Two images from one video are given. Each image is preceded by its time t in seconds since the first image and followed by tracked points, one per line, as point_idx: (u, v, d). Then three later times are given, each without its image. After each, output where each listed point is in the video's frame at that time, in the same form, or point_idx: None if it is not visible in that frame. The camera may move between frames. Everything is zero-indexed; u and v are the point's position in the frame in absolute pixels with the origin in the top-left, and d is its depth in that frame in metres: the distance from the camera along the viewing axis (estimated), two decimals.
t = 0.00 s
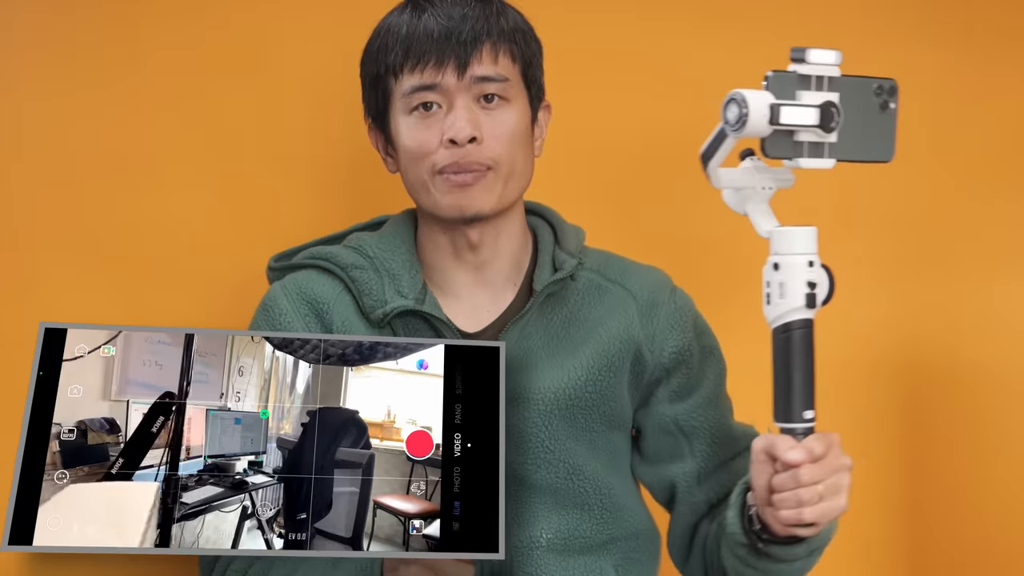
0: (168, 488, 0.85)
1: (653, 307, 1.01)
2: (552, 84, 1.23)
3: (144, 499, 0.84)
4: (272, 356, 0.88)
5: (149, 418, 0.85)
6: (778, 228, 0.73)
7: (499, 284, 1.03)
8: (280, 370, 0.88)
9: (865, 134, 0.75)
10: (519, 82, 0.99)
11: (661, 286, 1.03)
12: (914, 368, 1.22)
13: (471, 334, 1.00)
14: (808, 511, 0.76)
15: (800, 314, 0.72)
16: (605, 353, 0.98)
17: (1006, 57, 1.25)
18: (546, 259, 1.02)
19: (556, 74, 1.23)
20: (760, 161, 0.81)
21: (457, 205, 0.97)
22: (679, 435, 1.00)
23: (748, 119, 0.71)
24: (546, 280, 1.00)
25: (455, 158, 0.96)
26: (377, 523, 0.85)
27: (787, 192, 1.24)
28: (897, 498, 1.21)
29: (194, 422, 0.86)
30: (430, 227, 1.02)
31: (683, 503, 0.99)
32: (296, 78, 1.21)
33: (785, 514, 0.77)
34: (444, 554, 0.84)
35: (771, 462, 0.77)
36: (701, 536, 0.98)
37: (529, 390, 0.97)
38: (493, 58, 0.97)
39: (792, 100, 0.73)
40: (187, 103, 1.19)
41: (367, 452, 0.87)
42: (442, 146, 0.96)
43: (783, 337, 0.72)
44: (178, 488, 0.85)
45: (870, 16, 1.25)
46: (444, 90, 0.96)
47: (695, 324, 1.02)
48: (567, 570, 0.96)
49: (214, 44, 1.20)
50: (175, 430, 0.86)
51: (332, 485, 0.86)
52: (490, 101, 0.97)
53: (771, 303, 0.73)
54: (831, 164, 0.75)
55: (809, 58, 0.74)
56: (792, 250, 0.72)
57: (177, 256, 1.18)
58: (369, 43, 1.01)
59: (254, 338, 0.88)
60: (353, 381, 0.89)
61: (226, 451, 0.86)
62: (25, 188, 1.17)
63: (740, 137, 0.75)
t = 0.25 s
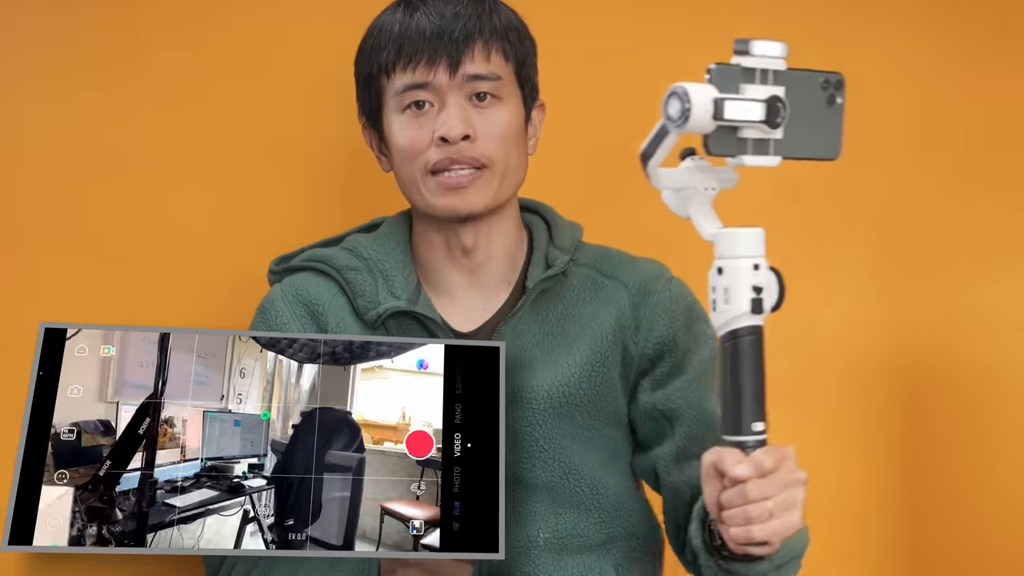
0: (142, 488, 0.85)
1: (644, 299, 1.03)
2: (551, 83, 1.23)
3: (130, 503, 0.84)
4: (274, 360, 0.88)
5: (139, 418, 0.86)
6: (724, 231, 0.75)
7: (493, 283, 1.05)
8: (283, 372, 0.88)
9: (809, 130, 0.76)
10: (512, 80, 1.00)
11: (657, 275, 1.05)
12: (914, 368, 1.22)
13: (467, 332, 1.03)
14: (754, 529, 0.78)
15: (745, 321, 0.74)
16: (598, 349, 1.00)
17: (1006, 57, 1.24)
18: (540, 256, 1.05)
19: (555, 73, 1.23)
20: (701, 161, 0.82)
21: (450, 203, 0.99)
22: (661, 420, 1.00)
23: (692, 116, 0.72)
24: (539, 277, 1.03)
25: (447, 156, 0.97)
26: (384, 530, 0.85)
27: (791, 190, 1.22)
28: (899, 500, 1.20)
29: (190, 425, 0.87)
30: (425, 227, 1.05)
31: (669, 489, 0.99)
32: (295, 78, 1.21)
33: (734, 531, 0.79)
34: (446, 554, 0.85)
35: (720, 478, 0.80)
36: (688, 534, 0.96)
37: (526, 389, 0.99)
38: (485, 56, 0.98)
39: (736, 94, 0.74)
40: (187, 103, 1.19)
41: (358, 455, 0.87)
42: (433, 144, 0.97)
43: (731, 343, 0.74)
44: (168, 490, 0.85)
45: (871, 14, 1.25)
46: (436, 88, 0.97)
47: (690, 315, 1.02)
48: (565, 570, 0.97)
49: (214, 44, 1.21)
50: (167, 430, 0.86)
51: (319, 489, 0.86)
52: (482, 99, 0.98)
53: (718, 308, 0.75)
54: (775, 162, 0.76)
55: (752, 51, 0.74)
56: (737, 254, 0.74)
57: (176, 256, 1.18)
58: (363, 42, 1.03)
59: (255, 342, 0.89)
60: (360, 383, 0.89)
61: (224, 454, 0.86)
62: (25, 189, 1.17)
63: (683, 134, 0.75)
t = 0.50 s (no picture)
0: (131, 487, 0.85)
1: (637, 296, 1.02)
2: (551, 84, 1.22)
3: (125, 499, 0.85)
4: (281, 358, 0.89)
5: (137, 415, 0.86)
6: (687, 234, 0.72)
7: (491, 282, 1.06)
8: (293, 371, 0.89)
9: (776, 131, 0.75)
10: (515, 80, 1.00)
11: (653, 270, 1.04)
12: (915, 369, 1.21)
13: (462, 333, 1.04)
14: (708, 544, 0.75)
15: (707, 327, 0.71)
16: (592, 348, 1.00)
17: (1008, 56, 1.24)
18: (535, 255, 1.05)
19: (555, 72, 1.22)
20: (662, 160, 0.80)
21: (453, 201, 0.99)
22: (647, 413, 0.98)
23: (659, 115, 0.70)
24: (533, 276, 1.03)
25: (454, 155, 0.98)
26: (395, 531, 0.86)
27: (789, 190, 1.23)
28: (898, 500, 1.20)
29: (193, 422, 0.87)
30: (424, 226, 1.05)
31: (654, 483, 0.96)
32: (293, 78, 1.21)
33: (688, 546, 0.76)
34: (445, 554, 0.85)
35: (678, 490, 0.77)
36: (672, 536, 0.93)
37: (520, 389, 1.00)
38: (491, 56, 0.98)
39: (704, 92, 0.73)
40: (186, 103, 1.19)
41: (356, 454, 0.88)
42: (440, 143, 0.97)
43: (692, 351, 0.72)
44: (169, 486, 0.85)
45: (871, 14, 1.25)
46: (442, 87, 0.97)
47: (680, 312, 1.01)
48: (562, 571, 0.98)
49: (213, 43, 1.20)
50: (167, 427, 0.86)
51: (314, 488, 0.86)
52: (487, 98, 0.98)
53: (677, 314, 0.73)
54: (742, 163, 0.75)
55: (721, 48, 0.73)
56: (700, 258, 0.72)
57: (176, 256, 1.18)
58: (365, 37, 1.02)
59: (258, 340, 0.89)
60: (371, 381, 0.89)
61: (228, 452, 0.86)
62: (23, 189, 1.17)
63: (648, 133, 0.74)
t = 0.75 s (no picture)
0: (140, 487, 0.86)
1: (634, 297, 1.02)
2: (551, 87, 1.24)
3: (134, 498, 0.85)
4: (292, 359, 0.90)
5: (147, 416, 0.87)
6: (682, 242, 0.71)
7: (490, 283, 1.06)
8: (303, 372, 0.90)
9: (771, 138, 0.73)
10: (521, 82, 1.02)
11: (650, 270, 1.04)
12: (909, 371, 1.23)
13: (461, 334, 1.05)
14: (705, 554, 0.74)
15: (702, 336, 0.70)
16: (589, 349, 1.01)
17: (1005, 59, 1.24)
18: (533, 256, 1.05)
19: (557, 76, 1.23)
20: (656, 166, 0.78)
21: (459, 201, 0.99)
22: (643, 412, 0.98)
23: (657, 121, 0.68)
24: (531, 277, 1.03)
25: (459, 153, 0.98)
26: (414, 539, 0.86)
27: (785, 194, 1.25)
28: (894, 498, 1.22)
29: (203, 423, 0.88)
30: (424, 227, 1.06)
31: (649, 482, 0.96)
32: (293, 81, 1.21)
33: (683, 557, 0.75)
34: (445, 553, 0.86)
35: (672, 501, 0.76)
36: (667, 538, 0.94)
37: (518, 391, 1.01)
38: (499, 57, 0.99)
39: (701, 98, 0.71)
40: (188, 104, 1.19)
41: (366, 455, 0.89)
42: (447, 142, 0.98)
43: (687, 360, 0.71)
44: (181, 486, 0.86)
45: (866, 20, 1.26)
46: (451, 87, 0.97)
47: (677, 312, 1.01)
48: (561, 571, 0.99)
49: (216, 45, 1.20)
50: (178, 427, 0.87)
51: (327, 489, 0.87)
52: (493, 99, 0.99)
53: (672, 323, 0.71)
54: (738, 170, 0.73)
55: (718, 53, 0.71)
56: (696, 266, 0.70)
57: (178, 257, 1.18)
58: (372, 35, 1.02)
59: (268, 340, 0.90)
60: (385, 381, 0.90)
61: (239, 452, 0.87)
62: (22, 190, 1.16)
63: (645, 139, 0.72)
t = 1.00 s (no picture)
0: (147, 487, 0.86)
1: (635, 297, 1.03)
2: (551, 86, 1.24)
3: (141, 499, 0.85)
4: (298, 361, 0.90)
5: (154, 417, 0.87)
6: (683, 239, 0.72)
7: (490, 283, 1.06)
8: (309, 374, 0.90)
9: (773, 136, 0.73)
10: (521, 82, 1.01)
11: (651, 270, 1.05)
12: (909, 370, 1.23)
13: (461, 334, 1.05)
14: (705, 552, 0.74)
15: (704, 334, 0.70)
16: (590, 349, 1.01)
17: (1002, 58, 1.25)
18: (534, 256, 1.05)
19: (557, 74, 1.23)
20: (657, 164, 0.78)
21: (458, 201, 0.99)
22: (643, 413, 0.98)
23: (662, 119, 0.68)
24: (532, 277, 1.03)
25: (459, 154, 0.98)
26: (419, 540, 0.87)
27: (785, 193, 1.25)
28: (894, 496, 1.22)
29: (210, 424, 0.88)
30: (424, 227, 1.06)
31: (649, 483, 0.96)
32: (293, 80, 1.21)
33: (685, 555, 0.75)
34: (445, 554, 0.86)
35: (674, 498, 0.76)
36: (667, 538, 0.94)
37: (519, 391, 1.01)
38: (499, 57, 0.99)
39: (704, 96, 0.71)
40: (189, 103, 1.19)
41: (374, 457, 0.89)
42: (445, 142, 0.98)
43: (689, 358, 0.71)
44: (187, 487, 0.86)
45: (866, 21, 1.26)
46: (450, 87, 0.97)
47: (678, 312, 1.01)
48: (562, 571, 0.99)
49: (215, 44, 1.20)
50: (184, 428, 0.87)
51: (334, 491, 0.88)
52: (493, 99, 0.99)
53: (674, 321, 0.72)
54: (740, 168, 0.73)
55: (721, 51, 0.71)
56: (697, 264, 0.71)
57: (178, 257, 1.18)
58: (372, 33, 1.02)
59: (273, 342, 0.90)
60: (392, 383, 0.91)
61: (244, 454, 0.87)
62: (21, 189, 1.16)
63: (649, 138, 0.71)
